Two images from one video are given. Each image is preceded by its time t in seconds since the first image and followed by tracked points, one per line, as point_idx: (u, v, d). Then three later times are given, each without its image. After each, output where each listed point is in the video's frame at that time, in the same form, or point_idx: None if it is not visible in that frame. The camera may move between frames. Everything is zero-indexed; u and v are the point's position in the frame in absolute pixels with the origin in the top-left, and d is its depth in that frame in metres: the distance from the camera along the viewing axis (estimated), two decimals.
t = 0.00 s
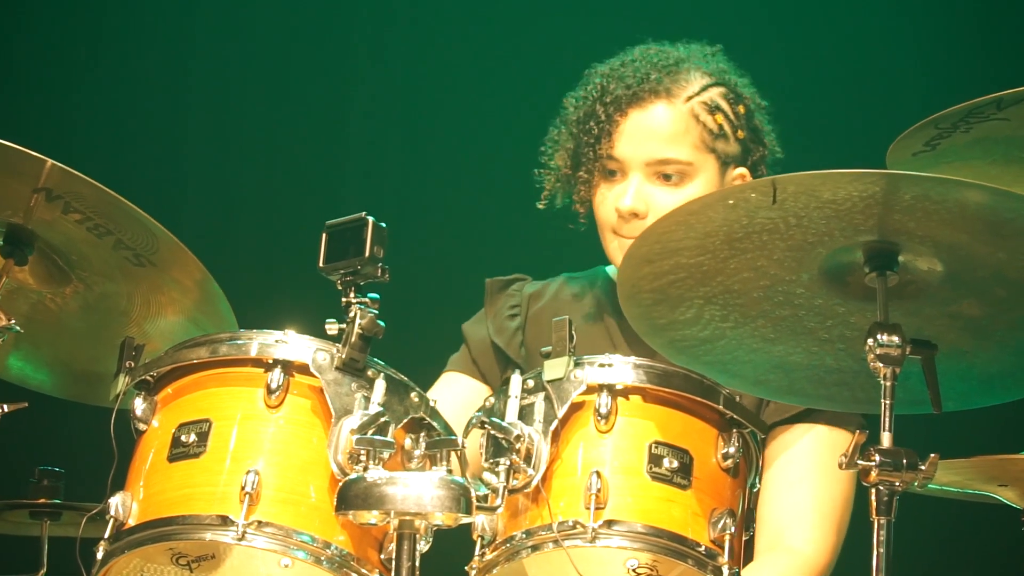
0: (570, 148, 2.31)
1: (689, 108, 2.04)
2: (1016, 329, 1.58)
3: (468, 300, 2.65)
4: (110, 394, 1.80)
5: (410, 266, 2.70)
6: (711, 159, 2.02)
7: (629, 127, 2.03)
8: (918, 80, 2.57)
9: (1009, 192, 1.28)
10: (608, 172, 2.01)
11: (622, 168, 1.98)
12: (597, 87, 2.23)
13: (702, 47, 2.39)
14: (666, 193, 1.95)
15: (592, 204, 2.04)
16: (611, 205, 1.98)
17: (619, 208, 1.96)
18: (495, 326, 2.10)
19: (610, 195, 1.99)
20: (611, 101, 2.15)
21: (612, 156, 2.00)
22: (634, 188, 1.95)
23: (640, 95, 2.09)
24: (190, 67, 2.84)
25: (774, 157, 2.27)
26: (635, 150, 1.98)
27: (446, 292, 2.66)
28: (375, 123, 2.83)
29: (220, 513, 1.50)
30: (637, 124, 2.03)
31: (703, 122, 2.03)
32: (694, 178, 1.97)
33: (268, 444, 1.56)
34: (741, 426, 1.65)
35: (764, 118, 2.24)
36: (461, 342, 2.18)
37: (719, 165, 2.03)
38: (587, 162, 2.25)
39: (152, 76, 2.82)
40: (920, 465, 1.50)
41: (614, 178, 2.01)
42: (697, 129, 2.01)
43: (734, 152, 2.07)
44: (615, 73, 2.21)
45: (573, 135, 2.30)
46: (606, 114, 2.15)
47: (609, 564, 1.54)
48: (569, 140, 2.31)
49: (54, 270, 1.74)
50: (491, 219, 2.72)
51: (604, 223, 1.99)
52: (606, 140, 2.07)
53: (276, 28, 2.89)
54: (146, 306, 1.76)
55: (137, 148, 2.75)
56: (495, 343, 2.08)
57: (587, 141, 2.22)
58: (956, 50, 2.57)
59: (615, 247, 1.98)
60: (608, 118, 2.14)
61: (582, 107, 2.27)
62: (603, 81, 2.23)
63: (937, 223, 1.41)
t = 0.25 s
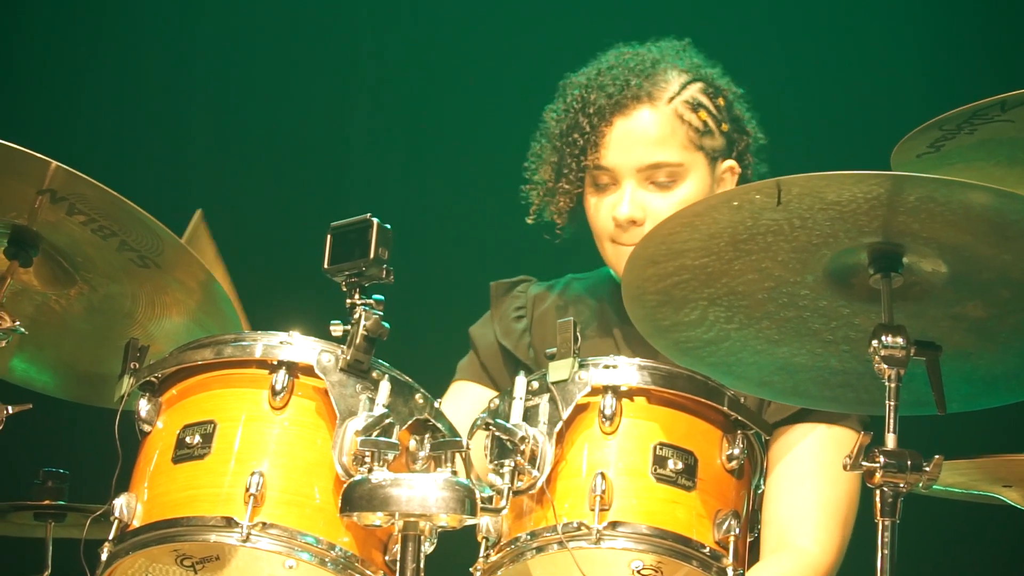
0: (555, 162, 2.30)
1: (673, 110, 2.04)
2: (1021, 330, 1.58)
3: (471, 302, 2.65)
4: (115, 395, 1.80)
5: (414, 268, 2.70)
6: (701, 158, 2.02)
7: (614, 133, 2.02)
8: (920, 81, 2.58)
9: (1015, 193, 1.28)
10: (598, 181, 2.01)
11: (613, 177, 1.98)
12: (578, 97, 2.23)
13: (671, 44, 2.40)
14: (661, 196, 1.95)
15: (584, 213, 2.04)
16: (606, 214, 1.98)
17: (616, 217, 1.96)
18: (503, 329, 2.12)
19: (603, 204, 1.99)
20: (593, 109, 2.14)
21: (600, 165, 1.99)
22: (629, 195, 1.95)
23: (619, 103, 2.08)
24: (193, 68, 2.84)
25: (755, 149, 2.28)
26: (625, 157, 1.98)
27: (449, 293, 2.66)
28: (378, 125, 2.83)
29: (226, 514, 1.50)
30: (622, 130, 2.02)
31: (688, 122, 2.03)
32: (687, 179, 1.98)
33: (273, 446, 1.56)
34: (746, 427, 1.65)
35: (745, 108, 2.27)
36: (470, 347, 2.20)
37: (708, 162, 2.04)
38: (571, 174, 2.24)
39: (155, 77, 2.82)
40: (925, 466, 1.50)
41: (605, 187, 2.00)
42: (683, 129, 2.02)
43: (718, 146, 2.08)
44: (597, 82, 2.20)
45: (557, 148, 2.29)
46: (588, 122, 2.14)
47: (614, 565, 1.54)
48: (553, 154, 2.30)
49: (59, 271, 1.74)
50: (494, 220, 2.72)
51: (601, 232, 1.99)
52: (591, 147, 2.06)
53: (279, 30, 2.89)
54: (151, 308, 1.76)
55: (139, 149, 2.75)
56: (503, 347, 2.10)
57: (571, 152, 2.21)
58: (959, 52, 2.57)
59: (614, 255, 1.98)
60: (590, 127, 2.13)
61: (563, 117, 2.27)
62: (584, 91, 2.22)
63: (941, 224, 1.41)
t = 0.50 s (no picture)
0: (569, 144, 2.31)
1: (694, 100, 2.05)
2: None
3: (473, 303, 2.65)
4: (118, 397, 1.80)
5: (415, 269, 2.70)
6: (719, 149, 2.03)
7: (636, 118, 2.04)
8: (923, 82, 2.57)
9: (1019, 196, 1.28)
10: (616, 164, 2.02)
11: (632, 159, 1.99)
12: (601, 81, 2.23)
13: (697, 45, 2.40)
14: (678, 181, 1.96)
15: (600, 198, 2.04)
16: (622, 197, 1.99)
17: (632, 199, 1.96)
18: (501, 345, 2.10)
19: (619, 187, 1.99)
20: (615, 97, 2.15)
21: (619, 147, 2.00)
22: (646, 177, 1.96)
23: (643, 89, 2.09)
24: (195, 69, 2.84)
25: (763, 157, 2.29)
26: (643, 141, 1.99)
27: (452, 294, 2.66)
28: (379, 126, 2.83)
29: (229, 516, 1.51)
30: (644, 115, 2.04)
31: (708, 112, 2.04)
32: (704, 165, 1.98)
33: (276, 447, 1.56)
34: (749, 429, 1.65)
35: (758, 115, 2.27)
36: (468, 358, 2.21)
37: (725, 155, 2.04)
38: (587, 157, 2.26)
39: (157, 78, 2.81)
40: (928, 468, 1.50)
41: (622, 170, 2.01)
42: (704, 118, 2.03)
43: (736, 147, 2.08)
44: (620, 67, 2.21)
45: (574, 131, 2.30)
46: (609, 105, 2.16)
47: (617, 566, 1.54)
48: (568, 138, 2.31)
49: (62, 274, 1.74)
50: (496, 221, 2.72)
51: (615, 214, 1.99)
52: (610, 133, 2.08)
53: (280, 31, 2.89)
54: (154, 310, 1.76)
55: (141, 150, 2.75)
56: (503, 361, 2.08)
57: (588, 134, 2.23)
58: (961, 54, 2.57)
59: (626, 237, 1.98)
60: (611, 114, 2.14)
61: (583, 101, 2.27)
62: (606, 75, 2.23)
63: (945, 226, 1.41)
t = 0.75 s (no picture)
0: (574, 163, 2.36)
1: (695, 111, 2.08)
2: None
3: (474, 304, 2.65)
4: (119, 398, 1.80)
5: (416, 270, 2.70)
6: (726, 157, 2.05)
7: (641, 134, 2.04)
8: (924, 83, 2.57)
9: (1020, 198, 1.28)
10: (626, 182, 2.02)
11: (643, 177, 1.99)
12: (601, 98, 2.30)
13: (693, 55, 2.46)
14: (693, 194, 1.96)
15: (611, 217, 2.05)
16: (637, 215, 1.99)
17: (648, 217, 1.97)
18: (503, 350, 2.11)
19: (633, 205, 2.00)
20: (618, 114, 2.21)
21: (629, 166, 2.00)
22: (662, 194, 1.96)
23: (645, 104, 2.14)
24: (195, 69, 2.83)
25: (759, 171, 2.35)
26: (653, 157, 2.00)
27: (452, 296, 2.66)
28: (380, 127, 2.83)
29: (230, 518, 1.51)
30: (649, 131, 2.05)
31: (711, 121, 2.06)
32: (716, 176, 1.99)
33: (277, 449, 1.56)
34: (751, 431, 1.66)
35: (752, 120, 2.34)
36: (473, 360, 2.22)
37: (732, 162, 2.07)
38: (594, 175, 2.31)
39: (157, 79, 2.81)
40: (929, 470, 1.50)
41: (633, 188, 2.01)
42: (708, 128, 2.05)
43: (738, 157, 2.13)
44: (621, 83, 2.27)
45: (577, 150, 2.35)
46: (613, 122, 2.22)
47: (618, 568, 1.54)
48: (572, 157, 2.36)
49: (63, 275, 1.74)
50: (496, 223, 2.73)
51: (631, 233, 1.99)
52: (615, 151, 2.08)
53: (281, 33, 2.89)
54: (155, 311, 1.76)
55: (142, 151, 2.74)
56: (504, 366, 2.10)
57: (593, 152, 2.29)
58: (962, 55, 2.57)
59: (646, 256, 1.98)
60: (615, 131, 2.20)
61: (585, 119, 2.33)
62: (607, 92, 2.29)
63: (946, 228, 1.41)
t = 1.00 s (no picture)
0: (588, 170, 2.36)
1: (708, 118, 2.17)
2: None
3: (475, 307, 2.65)
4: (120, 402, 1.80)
5: (416, 272, 2.70)
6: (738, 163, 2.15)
7: (662, 141, 2.12)
8: (925, 84, 2.57)
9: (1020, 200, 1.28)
10: (648, 187, 2.09)
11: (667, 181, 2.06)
12: (620, 104, 2.33)
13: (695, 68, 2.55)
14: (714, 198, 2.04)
15: (632, 223, 2.12)
16: (660, 220, 2.07)
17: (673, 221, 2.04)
18: (505, 354, 2.13)
19: (657, 211, 2.07)
20: (640, 119, 2.23)
21: (651, 173, 2.08)
22: (686, 198, 2.04)
23: (661, 111, 2.22)
24: (195, 72, 2.83)
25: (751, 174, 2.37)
26: (675, 163, 2.07)
27: (453, 298, 2.66)
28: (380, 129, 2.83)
29: (230, 521, 1.50)
30: (669, 138, 2.13)
31: (723, 127, 2.15)
32: (734, 180, 2.07)
33: (277, 452, 1.56)
34: (751, 433, 1.66)
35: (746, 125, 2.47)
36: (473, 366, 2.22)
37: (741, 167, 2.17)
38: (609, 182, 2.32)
39: (157, 81, 2.81)
40: (930, 473, 1.50)
41: (655, 194, 2.09)
42: (723, 134, 2.14)
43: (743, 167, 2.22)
44: (638, 89, 2.32)
45: (591, 158, 2.36)
46: (632, 128, 2.24)
47: (619, 571, 1.54)
48: (586, 164, 2.37)
49: (64, 279, 1.74)
50: (497, 225, 2.73)
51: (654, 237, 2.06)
52: (634, 159, 2.16)
53: (281, 35, 2.89)
54: (155, 315, 1.76)
55: (142, 154, 2.74)
56: (506, 370, 2.11)
57: (609, 159, 2.30)
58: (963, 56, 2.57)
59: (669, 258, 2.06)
60: (634, 136, 2.22)
61: (600, 126, 2.34)
62: (622, 98, 2.33)
63: (946, 230, 1.41)
